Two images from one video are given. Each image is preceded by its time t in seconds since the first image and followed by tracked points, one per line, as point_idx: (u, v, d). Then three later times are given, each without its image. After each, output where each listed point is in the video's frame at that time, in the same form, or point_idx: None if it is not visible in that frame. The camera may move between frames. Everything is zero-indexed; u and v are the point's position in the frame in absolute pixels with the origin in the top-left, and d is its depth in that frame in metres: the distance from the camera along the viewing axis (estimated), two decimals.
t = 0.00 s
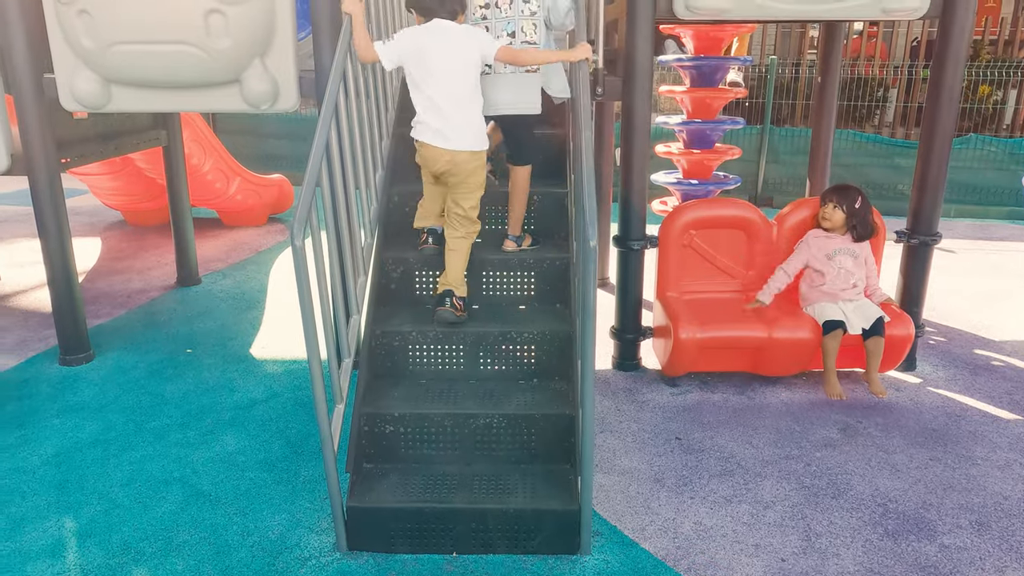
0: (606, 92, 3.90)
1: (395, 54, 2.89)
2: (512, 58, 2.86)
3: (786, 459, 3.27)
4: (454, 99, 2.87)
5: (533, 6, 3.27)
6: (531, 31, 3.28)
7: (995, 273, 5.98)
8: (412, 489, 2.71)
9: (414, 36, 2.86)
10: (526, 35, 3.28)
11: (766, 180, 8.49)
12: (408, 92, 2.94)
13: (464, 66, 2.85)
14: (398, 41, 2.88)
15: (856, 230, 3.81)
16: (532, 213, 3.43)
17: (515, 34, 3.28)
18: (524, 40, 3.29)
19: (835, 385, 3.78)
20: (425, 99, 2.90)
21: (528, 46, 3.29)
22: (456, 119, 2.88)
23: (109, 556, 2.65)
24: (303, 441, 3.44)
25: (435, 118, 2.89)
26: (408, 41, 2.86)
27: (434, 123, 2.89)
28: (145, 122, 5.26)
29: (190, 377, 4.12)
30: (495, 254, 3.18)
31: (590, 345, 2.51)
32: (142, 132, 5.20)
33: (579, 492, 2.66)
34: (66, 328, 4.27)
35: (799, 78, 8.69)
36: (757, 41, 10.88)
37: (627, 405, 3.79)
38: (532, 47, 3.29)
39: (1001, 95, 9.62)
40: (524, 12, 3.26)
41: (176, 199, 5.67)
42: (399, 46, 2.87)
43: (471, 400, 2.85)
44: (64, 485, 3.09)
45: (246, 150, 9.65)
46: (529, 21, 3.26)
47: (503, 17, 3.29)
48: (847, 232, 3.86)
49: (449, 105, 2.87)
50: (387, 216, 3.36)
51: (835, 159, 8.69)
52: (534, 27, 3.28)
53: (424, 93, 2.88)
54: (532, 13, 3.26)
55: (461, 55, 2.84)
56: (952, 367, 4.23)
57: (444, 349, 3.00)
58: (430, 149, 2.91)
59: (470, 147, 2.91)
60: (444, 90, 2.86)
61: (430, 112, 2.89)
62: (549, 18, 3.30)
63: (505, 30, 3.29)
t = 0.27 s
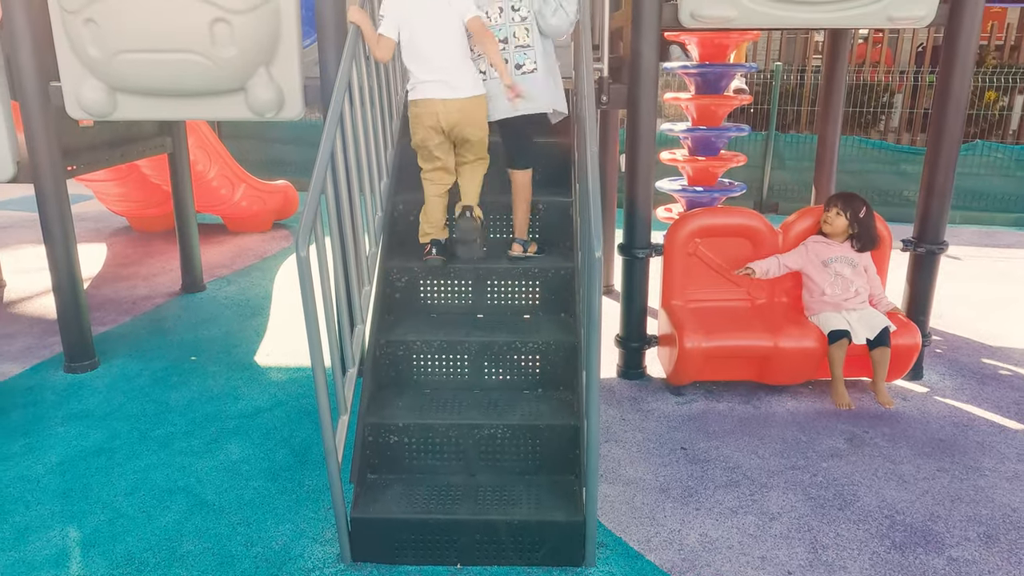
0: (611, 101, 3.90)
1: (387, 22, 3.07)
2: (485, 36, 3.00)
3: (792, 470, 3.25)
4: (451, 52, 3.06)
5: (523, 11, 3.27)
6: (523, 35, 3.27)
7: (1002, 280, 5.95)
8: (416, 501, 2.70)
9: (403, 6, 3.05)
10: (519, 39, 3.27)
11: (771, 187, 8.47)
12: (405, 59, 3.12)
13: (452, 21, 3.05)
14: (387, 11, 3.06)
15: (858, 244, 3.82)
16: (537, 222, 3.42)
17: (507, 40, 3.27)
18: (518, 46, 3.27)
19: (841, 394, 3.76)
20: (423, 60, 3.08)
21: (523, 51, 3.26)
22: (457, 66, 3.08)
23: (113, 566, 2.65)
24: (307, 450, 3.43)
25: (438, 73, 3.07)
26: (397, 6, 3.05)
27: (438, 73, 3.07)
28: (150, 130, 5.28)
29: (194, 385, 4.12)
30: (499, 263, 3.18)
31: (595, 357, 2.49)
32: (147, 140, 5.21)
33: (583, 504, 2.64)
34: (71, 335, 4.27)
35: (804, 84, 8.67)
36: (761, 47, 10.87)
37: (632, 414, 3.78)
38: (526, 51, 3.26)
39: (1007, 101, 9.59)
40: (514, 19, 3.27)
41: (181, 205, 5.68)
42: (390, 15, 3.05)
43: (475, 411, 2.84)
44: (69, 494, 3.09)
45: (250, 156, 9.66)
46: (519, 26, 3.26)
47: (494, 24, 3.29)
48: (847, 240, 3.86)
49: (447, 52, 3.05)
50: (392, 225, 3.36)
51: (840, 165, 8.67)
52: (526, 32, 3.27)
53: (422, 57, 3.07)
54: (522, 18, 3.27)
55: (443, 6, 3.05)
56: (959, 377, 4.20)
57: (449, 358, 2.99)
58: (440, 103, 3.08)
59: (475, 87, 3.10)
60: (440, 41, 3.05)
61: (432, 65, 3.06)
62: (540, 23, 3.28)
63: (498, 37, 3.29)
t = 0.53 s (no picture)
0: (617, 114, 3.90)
1: (381, 29, 3.03)
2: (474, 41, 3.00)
3: (799, 486, 3.24)
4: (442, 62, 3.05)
5: None
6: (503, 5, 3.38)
7: (1009, 291, 5.92)
8: (423, 517, 2.69)
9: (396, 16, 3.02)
10: (498, 8, 3.38)
11: (776, 195, 8.46)
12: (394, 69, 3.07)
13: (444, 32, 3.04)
14: (383, 16, 3.02)
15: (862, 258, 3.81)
16: (543, 236, 3.42)
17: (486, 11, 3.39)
18: (497, 14, 3.38)
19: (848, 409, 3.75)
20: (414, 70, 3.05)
21: (501, 18, 3.38)
22: (446, 77, 3.07)
23: None
24: (313, 463, 3.43)
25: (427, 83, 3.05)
26: (391, 16, 3.02)
27: (426, 85, 3.04)
28: (157, 141, 5.29)
29: (200, 397, 4.12)
30: (505, 278, 3.17)
31: (602, 374, 2.48)
32: (154, 151, 5.22)
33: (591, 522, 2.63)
34: (77, 347, 4.28)
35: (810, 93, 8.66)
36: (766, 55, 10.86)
37: (638, 428, 3.77)
38: (504, 18, 3.37)
39: (1014, 109, 9.57)
40: None
41: (188, 215, 5.69)
42: (385, 20, 3.02)
43: (481, 427, 2.84)
44: (74, 509, 3.09)
45: (256, 164, 9.68)
46: None
47: None
48: (851, 255, 3.84)
49: (438, 63, 3.04)
50: (398, 239, 3.36)
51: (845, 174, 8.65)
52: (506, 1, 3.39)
53: (412, 67, 3.04)
54: None
55: (438, 15, 3.04)
56: (967, 390, 4.18)
57: (455, 374, 2.99)
58: (428, 114, 3.06)
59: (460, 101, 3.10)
60: (431, 50, 3.03)
61: (421, 74, 3.04)
62: None
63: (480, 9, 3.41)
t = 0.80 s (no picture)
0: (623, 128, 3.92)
1: (384, 46, 3.03)
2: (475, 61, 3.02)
3: (806, 502, 3.22)
4: (441, 79, 3.04)
5: None
6: (515, 11, 3.50)
7: (1016, 302, 5.90)
8: (428, 534, 2.68)
9: (399, 34, 3.02)
10: (512, 14, 3.50)
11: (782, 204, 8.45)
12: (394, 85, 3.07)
13: (445, 51, 3.03)
14: (385, 32, 3.02)
15: (868, 272, 3.79)
16: (549, 251, 3.42)
17: (501, 18, 3.52)
18: (511, 21, 3.50)
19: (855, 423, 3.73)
20: (413, 88, 3.03)
21: (514, 25, 3.50)
22: (444, 96, 3.06)
23: None
24: (318, 478, 3.42)
25: (427, 100, 3.03)
26: (394, 33, 3.03)
27: (424, 103, 3.03)
28: (162, 152, 5.31)
29: (205, 409, 4.12)
30: (511, 292, 3.17)
31: (608, 393, 2.48)
32: (159, 163, 5.24)
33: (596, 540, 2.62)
34: (83, 359, 4.28)
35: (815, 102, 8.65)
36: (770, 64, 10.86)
37: (644, 442, 3.75)
38: (517, 25, 3.49)
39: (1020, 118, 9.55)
40: None
41: (193, 225, 5.70)
42: (387, 37, 3.02)
43: (487, 444, 2.83)
44: (79, 525, 3.08)
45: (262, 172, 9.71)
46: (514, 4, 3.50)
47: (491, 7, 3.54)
48: (857, 269, 3.84)
49: (437, 81, 3.03)
50: (404, 254, 3.37)
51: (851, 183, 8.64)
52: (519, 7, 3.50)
53: (412, 85, 3.03)
54: None
55: (440, 34, 3.03)
56: (975, 404, 4.15)
57: (460, 389, 2.98)
58: (427, 132, 3.04)
59: (458, 120, 3.09)
60: (431, 69, 3.02)
61: (420, 93, 3.03)
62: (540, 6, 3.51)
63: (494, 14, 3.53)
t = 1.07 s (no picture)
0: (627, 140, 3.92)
1: (392, 63, 3.02)
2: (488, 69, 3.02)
3: (811, 517, 3.20)
4: (451, 93, 3.03)
5: None
6: None
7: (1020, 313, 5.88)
8: (432, 550, 2.66)
9: (406, 50, 3.01)
10: None
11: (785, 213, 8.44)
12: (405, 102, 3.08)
13: (454, 64, 3.02)
14: (392, 50, 3.01)
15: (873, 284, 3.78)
16: (552, 263, 3.41)
17: None
18: None
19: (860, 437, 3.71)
20: (423, 104, 3.04)
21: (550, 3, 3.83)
22: (455, 109, 3.06)
23: None
24: (320, 491, 3.40)
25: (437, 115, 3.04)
26: (401, 50, 3.01)
27: (433, 116, 3.05)
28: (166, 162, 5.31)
29: (208, 421, 4.11)
30: (515, 305, 3.16)
31: (613, 409, 2.46)
32: (163, 173, 5.24)
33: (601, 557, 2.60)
34: (86, 370, 4.27)
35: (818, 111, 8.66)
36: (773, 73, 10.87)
37: (648, 455, 3.74)
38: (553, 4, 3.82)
39: None
40: None
41: (196, 234, 5.70)
42: (395, 55, 3.00)
43: (490, 458, 2.82)
44: (81, 539, 3.06)
45: (265, 181, 9.72)
46: None
47: None
48: (862, 281, 3.82)
49: (446, 95, 3.03)
50: (408, 266, 3.36)
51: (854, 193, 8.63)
52: None
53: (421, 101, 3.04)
54: None
55: (445, 47, 3.01)
56: (981, 417, 4.13)
57: (464, 403, 2.97)
58: (435, 145, 3.06)
59: (470, 133, 3.08)
60: (439, 83, 3.02)
61: (429, 107, 3.04)
62: None
63: None
